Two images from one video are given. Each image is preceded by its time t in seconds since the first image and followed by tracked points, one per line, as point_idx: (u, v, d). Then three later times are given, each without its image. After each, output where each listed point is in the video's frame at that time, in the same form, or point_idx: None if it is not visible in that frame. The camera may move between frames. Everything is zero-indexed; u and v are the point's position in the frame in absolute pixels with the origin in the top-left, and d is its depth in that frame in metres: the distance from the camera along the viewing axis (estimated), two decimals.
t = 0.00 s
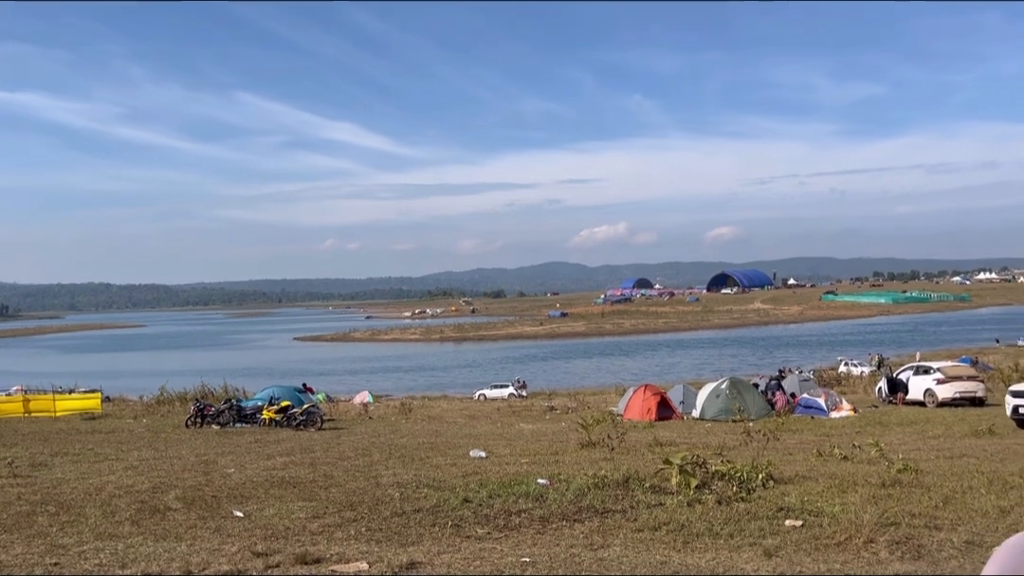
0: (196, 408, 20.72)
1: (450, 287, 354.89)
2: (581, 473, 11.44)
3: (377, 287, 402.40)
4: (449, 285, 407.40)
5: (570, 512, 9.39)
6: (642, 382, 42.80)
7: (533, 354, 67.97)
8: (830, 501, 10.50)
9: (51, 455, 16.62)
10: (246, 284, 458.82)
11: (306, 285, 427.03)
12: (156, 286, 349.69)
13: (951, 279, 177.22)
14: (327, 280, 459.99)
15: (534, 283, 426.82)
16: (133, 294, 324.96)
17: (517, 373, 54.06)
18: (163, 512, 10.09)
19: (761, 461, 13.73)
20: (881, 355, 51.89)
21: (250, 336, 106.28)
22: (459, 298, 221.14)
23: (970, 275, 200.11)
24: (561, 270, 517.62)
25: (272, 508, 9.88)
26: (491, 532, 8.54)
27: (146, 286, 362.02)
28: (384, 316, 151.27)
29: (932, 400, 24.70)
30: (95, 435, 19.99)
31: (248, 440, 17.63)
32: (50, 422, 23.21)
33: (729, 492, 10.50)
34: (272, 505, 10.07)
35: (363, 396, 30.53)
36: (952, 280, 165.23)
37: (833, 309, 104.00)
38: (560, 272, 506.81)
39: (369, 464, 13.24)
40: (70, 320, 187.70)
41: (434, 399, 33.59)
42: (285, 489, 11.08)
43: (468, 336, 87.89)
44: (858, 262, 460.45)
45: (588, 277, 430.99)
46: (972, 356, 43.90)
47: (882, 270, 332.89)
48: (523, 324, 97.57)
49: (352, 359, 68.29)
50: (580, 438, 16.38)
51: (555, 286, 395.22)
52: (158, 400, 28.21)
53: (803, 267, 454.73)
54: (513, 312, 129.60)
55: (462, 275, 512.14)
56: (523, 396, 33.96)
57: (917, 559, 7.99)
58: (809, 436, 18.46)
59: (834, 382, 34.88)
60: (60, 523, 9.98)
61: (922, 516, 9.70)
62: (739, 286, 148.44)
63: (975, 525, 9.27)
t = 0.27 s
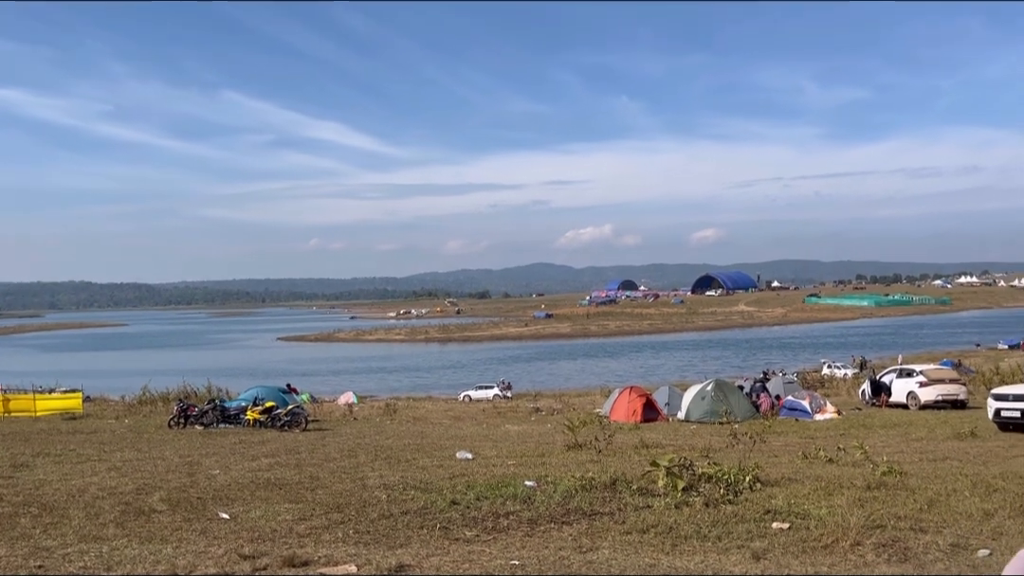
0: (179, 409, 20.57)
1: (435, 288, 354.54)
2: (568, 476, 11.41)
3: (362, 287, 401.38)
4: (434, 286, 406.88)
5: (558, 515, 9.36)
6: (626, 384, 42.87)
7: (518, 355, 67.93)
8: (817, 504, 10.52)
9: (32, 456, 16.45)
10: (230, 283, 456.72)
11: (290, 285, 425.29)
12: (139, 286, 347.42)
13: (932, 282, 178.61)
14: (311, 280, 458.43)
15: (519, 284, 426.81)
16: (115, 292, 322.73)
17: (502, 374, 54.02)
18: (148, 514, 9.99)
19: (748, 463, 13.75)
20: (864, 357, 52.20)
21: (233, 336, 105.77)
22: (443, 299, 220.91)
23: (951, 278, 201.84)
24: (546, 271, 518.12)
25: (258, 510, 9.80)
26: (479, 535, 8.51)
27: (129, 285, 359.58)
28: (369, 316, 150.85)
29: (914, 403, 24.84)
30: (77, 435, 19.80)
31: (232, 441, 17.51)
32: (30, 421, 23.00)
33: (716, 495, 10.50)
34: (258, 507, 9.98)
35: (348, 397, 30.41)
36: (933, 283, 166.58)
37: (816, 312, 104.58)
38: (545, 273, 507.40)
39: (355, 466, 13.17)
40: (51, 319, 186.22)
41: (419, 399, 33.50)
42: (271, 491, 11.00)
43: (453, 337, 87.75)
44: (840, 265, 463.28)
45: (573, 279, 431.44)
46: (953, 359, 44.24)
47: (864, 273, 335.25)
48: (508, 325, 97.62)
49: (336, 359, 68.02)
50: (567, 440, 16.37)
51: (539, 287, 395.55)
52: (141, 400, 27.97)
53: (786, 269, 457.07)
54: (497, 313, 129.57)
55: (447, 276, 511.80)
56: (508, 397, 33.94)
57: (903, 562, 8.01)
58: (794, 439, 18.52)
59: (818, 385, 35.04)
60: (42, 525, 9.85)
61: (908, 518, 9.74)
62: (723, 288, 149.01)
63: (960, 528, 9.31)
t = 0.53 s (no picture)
0: (163, 409, 20.43)
1: (420, 289, 354.08)
2: (555, 476, 11.41)
3: (347, 288, 400.17)
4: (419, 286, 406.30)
5: (546, 516, 9.34)
6: (612, 385, 42.91)
7: (504, 356, 67.88)
8: (802, 506, 10.56)
9: (13, 456, 16.28)
10: (214, 283, 454.52)
11: (275, 285, 423.37)
12: (122, 286, 345.16)
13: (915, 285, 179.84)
14: (296, 279, 456.89)
15: (505, 285, 426.72)
16: (98, 292, 320.51)
17: (487, 375, 53.98)
18: (132, 515, 9.91)
19: (733, 464, 13.79)
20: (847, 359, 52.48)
21: (217, 335, 105.24)
22: (428, 299, 220.63)
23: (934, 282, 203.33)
24: (531, 272, 518.34)
25: (243, 511, 9.74)
26: (466, 536, 8.50)
27: (112, 284, 357.20)
28: (354, 317, 150.52)
29: (898, 405, 24.99)
30: (59, 435, 19.64)
31: (218, 441, 17.40)
32: (12, 421, 22.80)
33: (702, 496, 10.52)
34: (243, 508, 9.93)
35: (332, 398, 30.28)
36: (915, 286, 167.76)
37: (800, 314, 105.06)
38: (531, 274, 507.67)
39: (341, 466, 13.12)
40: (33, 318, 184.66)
41: (405, 400, 33.43)
42: (257, 492, 10.94)
43: (439, 337, 87.65)
44: (824, 268, 465.78)
45: (559, 280, 431.87)
46: (936, 362, 44.56)
47: (848, 276, 337.16)
48: (494, 326, 97.54)
49: (321, 360, 67.73)
50: (553, 441, 16.39)
51: (525, 288, 395.89)
52: (125, 400, 27.77)
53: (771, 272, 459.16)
54: (483, 314, 129.53)
55: (432, 276, 511.24)
56: (493, 398, 33.93)
57: (888, 563, 8.05)
58: (779, 440, 18.60)
59: (802, 386, 35.20)
60: (25, 526, 9.76)
61: (892, 520, 9.79)
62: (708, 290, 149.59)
63: (943, 529, 9.37)
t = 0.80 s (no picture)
0: (148, 409, 20.32)
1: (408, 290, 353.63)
2: (542, 477, 11.42)
3: (334, 288, 399.01)
4: (407, 287, 405.60)
5: (532, 517, 9.35)
6: (599, 386, 42.97)
7: (491, 357, 67.84)
8: (788, 507, 10.59)
9: None
10: (200, 283, 452.71)
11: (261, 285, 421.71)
12: (107, 286, 343.12)
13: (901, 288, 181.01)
14: (282, 280, 455.27)
15: (493, 286, 426.56)
16: (82, 292, 318.45)
17: (474, 376, 53.93)
18: (117, 515, 9.86)
19: (720, 465, 13.84)
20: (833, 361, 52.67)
21: (202, 336, 104.78)
22: (416, 300, 220.44)
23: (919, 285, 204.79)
24: (519, 274, 518.46)
25: (230, 512, 9.69)
26: (453, 537, 8.48)
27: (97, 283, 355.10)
28: (341, 317, 150.09)
29: (882, 407, 25.11)
30: (43, 436, 19.51)
31: (203, 442, 17.31)
32: None
33: (689, 497, 10.55)
34: (229, 509, 9.88)
35: (319, 398, 30.16)
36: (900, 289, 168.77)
37: (786, 316, 105.51)
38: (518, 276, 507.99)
39: (328, 467, 13.07)
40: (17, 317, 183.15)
41: (391, 401, 33.37)
42: (243, 493, 10.88)
43: (426, 338, 87.54)
44: (810, 270, 467.91)
45: (547, 281, 432.22)
46: (921, 364, 44.84)
47: (833, 279, 338.81)
48: (481, 328, 97.48)
49: (307, 361, 67.47)
50: (540, 442, 16.40)
51: (512, 289, 396.02)
52: (109, 400, 27.58)
53: (757, 274, 460.86)
54: (471, 315, 129.38)
55: (420, 277, 510.65)
56: (480, 399, 33.91)
57: (874, 564, 8.09)
58: (765, 441, 18.68)
59: (788, 388, 35.32)
60: (8, 527, 9.68)
61: (877, 521, 9.83)
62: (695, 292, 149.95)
63: (928, 530, 9.42)
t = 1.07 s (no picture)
0: (135, 411, 20.25)
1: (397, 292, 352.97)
2: (530, 480, 11.40)
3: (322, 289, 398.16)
4: (395, 288, 405.08)
5: (520, 520, 9.34)
6: (588, 389, 43.03)
7: (480, 359, 67.82)
8: (775, 510, 10.61)
9: None
10: (188, 284, 451.01)
11: (250, 286, 420.43)
12: (94, 286, 341.51)
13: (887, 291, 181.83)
14: (271, 281, 454.02)
15: (482, 288, 426.45)
16: (69, 292, 316.78)
17: (463, 378, 53.91)
18: (102, 518, 9.79)
19: (707, 468, 13.87)
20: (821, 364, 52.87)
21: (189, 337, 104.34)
22: (405, 302, 220.01)
23: (906, 288, 205.77)
24: (508, 275, 518.62)
25: (216, 514, 9.65)
26: (441, 539, 8.47)
27: (84, 283, 353.35)
28: (329, 318, 149.80)
29: (869, 410, 25.22)
30: (29, 437, 19.39)
31: (190, 444, 17.24)
32: None
33: (677, 500, 10.56)
34: (215, 511, 9.83)
35: (307, 400, 30.09)
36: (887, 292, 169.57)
37: (774, 319, 105.86)
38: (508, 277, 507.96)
39: (315, 469, 13.03)
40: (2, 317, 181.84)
41: (380, 403, 33.32)
42: (230, 495, 10.84)
43: (415, 340, 87.43)
44: (798, 273, 469.68)
45: (536, 283, 432.60)
46: (907, 367, 45.08)
47: (821, 282, 340.41)
48: (470, 329, 97.50)
49: (295, 362, 67.25)
50: (528, 444, 16.40)
51: (501, 291, 396.25)
52: (96, 401, 27.43)
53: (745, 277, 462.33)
54: (460, 317, 129.28)
55: (409, 279, 510.08)
56: (469, 401, 33.90)
57: (858, 566, 8.13)
58: (752, 444, 18.73)
59: (776, 391, 35.44)
60: None
61: (862, 523, 9.88)
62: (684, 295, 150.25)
63: (913, 532, 9.47)
